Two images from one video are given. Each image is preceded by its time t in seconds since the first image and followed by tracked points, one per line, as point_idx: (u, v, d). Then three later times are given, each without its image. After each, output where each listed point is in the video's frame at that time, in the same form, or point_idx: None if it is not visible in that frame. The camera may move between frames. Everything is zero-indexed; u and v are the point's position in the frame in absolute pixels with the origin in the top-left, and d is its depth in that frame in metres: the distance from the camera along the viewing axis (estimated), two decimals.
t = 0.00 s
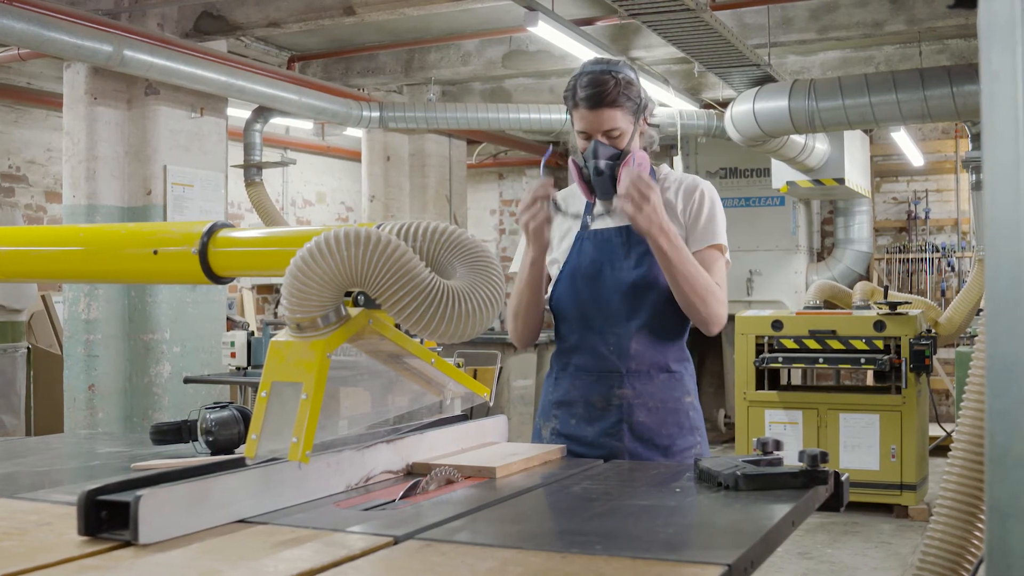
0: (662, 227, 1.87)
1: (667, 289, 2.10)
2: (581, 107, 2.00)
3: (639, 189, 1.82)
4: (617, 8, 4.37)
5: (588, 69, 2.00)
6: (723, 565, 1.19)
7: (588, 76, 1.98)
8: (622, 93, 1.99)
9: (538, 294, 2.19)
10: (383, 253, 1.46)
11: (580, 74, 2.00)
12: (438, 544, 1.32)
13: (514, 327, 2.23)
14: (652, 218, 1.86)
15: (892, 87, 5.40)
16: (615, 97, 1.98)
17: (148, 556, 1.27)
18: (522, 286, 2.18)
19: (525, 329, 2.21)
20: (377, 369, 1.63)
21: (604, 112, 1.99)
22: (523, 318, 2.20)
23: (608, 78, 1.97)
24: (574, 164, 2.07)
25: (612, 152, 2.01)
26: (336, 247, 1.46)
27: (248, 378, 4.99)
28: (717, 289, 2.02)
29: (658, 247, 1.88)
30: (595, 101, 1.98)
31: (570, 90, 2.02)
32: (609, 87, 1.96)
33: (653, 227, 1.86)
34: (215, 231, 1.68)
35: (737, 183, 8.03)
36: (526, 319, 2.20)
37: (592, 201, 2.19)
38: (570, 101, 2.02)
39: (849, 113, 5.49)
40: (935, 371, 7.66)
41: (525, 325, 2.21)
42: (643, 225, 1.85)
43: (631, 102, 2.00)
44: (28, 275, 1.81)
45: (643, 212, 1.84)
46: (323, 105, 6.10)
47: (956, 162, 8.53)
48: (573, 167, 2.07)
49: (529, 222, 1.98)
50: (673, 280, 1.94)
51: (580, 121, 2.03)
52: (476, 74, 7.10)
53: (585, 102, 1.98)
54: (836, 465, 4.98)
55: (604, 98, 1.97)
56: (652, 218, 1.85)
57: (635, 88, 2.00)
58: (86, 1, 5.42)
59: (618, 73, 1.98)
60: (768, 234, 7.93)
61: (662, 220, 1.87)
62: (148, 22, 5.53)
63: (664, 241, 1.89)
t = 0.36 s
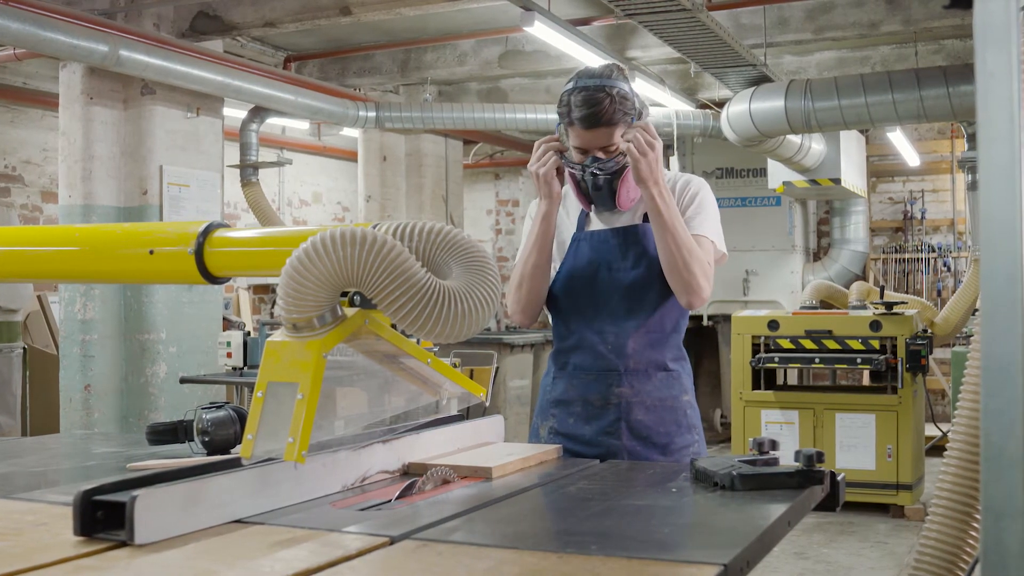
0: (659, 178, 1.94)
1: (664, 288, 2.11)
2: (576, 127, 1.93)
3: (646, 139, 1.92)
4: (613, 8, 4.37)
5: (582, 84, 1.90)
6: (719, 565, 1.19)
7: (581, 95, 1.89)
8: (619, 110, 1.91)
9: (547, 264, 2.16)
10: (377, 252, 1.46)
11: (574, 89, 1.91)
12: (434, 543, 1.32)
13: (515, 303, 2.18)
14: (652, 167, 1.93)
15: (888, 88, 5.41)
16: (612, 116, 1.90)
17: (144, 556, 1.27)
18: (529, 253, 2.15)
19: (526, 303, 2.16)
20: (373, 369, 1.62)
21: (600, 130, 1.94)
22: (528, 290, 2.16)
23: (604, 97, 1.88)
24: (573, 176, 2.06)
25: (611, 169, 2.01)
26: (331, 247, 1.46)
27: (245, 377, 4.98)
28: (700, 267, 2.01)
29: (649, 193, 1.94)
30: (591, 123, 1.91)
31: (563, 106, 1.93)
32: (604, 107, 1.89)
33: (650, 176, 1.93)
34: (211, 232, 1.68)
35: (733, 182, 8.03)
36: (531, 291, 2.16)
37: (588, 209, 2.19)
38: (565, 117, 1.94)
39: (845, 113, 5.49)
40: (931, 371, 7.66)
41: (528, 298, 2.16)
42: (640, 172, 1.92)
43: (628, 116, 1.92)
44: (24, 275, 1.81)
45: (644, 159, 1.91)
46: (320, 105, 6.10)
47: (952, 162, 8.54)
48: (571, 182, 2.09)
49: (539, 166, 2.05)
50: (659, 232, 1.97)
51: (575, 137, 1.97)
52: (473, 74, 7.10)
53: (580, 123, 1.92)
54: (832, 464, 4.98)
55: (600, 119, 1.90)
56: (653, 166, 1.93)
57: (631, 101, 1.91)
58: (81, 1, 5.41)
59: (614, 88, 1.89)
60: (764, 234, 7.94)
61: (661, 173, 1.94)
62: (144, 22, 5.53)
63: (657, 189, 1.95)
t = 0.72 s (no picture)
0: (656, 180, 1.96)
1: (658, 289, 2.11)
2: (570, 128, 1.93)
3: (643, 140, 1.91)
4: (609, 8, 4.38)
5: (575, 85, 1.89)
6: (715, 565, 1.19)
7: (575, 97, 1.89)
8: (614, 111, 1.91)
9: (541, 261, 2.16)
10: (373, 252, 1.46)
11: (568, 90, 1.90)
12: (430, 544, 1.32)
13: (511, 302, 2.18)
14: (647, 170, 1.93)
15: (884, 88, 5.42)
16: (606, 118, 1.90)
17: (139, 557, 1.27)
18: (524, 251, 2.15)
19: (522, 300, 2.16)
20: (368, 369, 1.62)
21: (594, 131, 1.94)
22: (523, 287, 2.15)
23: (597, 99, 1.87)
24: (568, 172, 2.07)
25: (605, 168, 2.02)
26: (326, 247, 1.45)
27: (241, 378, 4.98)
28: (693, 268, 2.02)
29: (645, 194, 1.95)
30: (585, 124, 1.91)
31: (558, 106, 1.92)
32: (598, 109, 1.88)
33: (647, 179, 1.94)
34: (207, 231, 1.68)
35: (729, 183, 8.04)
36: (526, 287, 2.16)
37: (583, 209, 2.19)
38: (558, 117, 1.94)
39: (841, 113, 5.50)
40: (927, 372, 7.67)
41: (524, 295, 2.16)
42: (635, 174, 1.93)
43: (622, 118, 1.92)
44: (20, 275, 1.81)
45: (641, 161, 1.91)
46: (316, 105, 6.09)
47: (948, 162, 8.56)
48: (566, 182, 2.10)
49: (534, 165, 2.08)
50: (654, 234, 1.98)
51: (570, 138, 1.98)
52: (469, 74, 7.11)
53: (574, 125, 1.91)
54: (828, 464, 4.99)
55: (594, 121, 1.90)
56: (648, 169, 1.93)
57: (625, 102, 1.91)
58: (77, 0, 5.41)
59: (608, 90, 1.88)
60: (760, 234, 7.94)
61: (657, 175, 1.95)
62: (141, 22, 5.53)
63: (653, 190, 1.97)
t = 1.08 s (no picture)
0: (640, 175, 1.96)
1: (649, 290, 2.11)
2: (553, 129, 1.94)
3: (625, 135, 1.93)
4: (604, 8, 4.38)
5: (559, 87, 1.90)
6: (710, 565, 1.19)
7: (559, 101, 1.90)
8: (596, 116, 1.91)
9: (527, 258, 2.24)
10: (368, 252, 1.46)
11: (551, 92, 1.91)
12: (425, 543, 1.32)
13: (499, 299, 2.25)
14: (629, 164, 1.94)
15: (879, 88, 5.42)
16: (587, 120, 1.91)
17: (134, 557, 1.27)
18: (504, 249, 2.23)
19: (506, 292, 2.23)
20: (363, 369, 1.62)
21: (577, 135, 1.95)
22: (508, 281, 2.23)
23: (578, 101, 1.88)
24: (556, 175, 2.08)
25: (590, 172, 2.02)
26: (322, 247, 1.45)
27: (235, 378, 4.97)
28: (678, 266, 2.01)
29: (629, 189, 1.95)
30: (568, 128, 1.92)
31: (543, 110, 1.94)
32: (579, 111, 1.89)
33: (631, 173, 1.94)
34: (202, 231, 1.67)
35: (724, 183, 8.04)
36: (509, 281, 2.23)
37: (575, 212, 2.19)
38: (543, 122, 1.95)
39: (836, 113, 5.51)
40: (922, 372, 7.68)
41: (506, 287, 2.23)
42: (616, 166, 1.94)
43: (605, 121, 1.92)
44: (16, 275, 1.81)
45: (623, 154, 1.92)
46: (312, 105, 6.09)
47: (943, 163, 8.57)
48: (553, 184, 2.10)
49: (521, 157, 2.12)
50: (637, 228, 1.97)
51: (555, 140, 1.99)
52: (464, 74, 7.11)
53: (556, 126, 1.93)
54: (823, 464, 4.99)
55: (575, 125, 1.91)
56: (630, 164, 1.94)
57: (608, 105, 1.91)
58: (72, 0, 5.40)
59: (590, 92, 1.89)
60: (756, 234, 7.95)
61: (640, 170, 1.96)
62: (135, 22, 5.52)
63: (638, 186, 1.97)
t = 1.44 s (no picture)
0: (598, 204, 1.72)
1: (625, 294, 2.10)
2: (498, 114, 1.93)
3: (564, 172, 1.64)
4: (600, 8, 4.38)
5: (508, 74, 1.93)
6: (706, 565, 1.19)
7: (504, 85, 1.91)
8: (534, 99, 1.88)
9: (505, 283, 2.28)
10: (364, 252, 1.45)
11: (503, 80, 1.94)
12: (422, 544, 1.32)
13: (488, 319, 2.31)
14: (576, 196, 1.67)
15: (875, 88, 5.44)
16: (528, 100, 1.88)
17: (130, 558, 1.27)
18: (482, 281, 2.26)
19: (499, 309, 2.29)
20: (360, 369, 1.62)
21: (517, 117, 1.91)
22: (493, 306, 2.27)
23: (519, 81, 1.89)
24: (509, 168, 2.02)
25: (525, 156, 1.92)
26: (318, 247, 1.45)
27: (232, 378, 4.97)
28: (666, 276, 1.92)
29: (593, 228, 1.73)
30: (508, 110, 1.90)
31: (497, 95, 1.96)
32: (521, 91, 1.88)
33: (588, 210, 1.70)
34: (198, 232, 1.68)
35: (721, 183, 8.04)
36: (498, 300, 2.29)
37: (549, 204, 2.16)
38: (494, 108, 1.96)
39: (832, 113, 5.51)
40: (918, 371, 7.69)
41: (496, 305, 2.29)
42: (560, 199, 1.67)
43: (547, 103, 1.89)
44: (12, 275, 1.80)
45: (567, 196, 1.66)
46: (308, 105, 6.09)
47: (939, 163, 8.58)
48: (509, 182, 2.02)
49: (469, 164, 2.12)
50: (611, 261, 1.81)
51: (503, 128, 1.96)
52: (461, 74, 7.11)
53: (499, 108, 1.91)
54: (819, 464, 5.00)
55: (513, 103, 1.89)
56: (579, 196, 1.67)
57: (552, 88, 1.89)
58: None
59: (533, 73, 1.89)
60: (752, 234, 7.95)
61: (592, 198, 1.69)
62: (131, 21, 5.53)
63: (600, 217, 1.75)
